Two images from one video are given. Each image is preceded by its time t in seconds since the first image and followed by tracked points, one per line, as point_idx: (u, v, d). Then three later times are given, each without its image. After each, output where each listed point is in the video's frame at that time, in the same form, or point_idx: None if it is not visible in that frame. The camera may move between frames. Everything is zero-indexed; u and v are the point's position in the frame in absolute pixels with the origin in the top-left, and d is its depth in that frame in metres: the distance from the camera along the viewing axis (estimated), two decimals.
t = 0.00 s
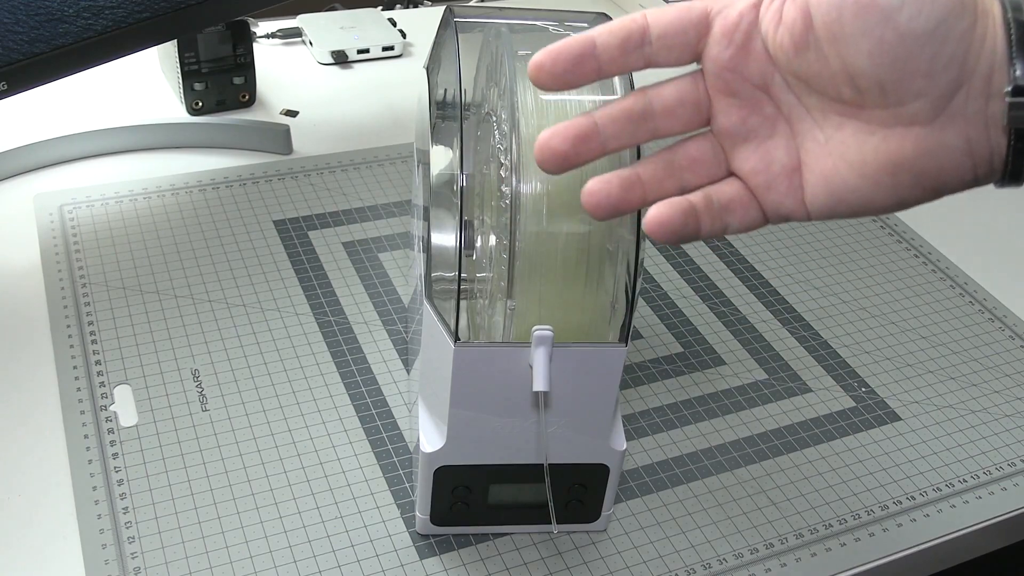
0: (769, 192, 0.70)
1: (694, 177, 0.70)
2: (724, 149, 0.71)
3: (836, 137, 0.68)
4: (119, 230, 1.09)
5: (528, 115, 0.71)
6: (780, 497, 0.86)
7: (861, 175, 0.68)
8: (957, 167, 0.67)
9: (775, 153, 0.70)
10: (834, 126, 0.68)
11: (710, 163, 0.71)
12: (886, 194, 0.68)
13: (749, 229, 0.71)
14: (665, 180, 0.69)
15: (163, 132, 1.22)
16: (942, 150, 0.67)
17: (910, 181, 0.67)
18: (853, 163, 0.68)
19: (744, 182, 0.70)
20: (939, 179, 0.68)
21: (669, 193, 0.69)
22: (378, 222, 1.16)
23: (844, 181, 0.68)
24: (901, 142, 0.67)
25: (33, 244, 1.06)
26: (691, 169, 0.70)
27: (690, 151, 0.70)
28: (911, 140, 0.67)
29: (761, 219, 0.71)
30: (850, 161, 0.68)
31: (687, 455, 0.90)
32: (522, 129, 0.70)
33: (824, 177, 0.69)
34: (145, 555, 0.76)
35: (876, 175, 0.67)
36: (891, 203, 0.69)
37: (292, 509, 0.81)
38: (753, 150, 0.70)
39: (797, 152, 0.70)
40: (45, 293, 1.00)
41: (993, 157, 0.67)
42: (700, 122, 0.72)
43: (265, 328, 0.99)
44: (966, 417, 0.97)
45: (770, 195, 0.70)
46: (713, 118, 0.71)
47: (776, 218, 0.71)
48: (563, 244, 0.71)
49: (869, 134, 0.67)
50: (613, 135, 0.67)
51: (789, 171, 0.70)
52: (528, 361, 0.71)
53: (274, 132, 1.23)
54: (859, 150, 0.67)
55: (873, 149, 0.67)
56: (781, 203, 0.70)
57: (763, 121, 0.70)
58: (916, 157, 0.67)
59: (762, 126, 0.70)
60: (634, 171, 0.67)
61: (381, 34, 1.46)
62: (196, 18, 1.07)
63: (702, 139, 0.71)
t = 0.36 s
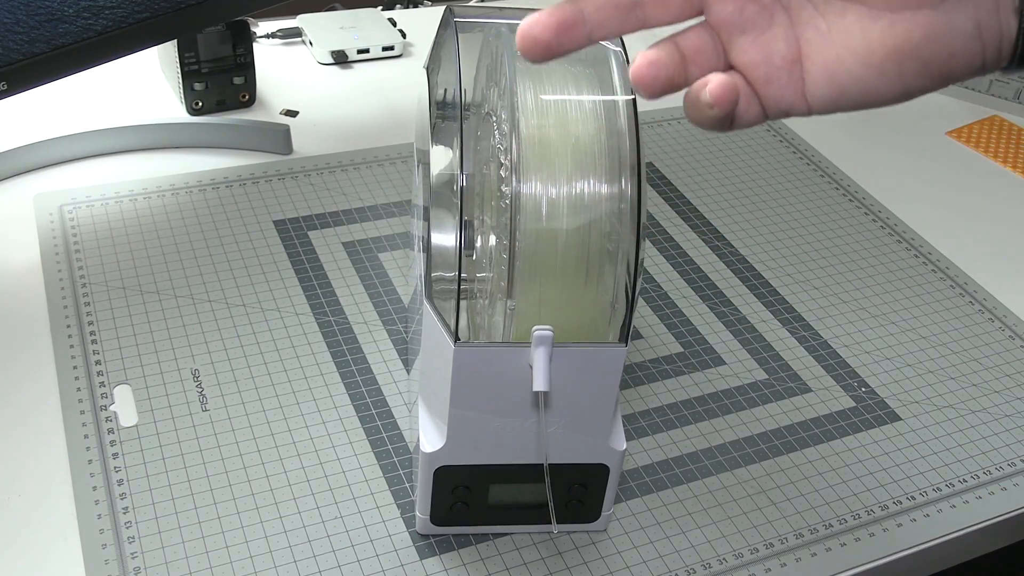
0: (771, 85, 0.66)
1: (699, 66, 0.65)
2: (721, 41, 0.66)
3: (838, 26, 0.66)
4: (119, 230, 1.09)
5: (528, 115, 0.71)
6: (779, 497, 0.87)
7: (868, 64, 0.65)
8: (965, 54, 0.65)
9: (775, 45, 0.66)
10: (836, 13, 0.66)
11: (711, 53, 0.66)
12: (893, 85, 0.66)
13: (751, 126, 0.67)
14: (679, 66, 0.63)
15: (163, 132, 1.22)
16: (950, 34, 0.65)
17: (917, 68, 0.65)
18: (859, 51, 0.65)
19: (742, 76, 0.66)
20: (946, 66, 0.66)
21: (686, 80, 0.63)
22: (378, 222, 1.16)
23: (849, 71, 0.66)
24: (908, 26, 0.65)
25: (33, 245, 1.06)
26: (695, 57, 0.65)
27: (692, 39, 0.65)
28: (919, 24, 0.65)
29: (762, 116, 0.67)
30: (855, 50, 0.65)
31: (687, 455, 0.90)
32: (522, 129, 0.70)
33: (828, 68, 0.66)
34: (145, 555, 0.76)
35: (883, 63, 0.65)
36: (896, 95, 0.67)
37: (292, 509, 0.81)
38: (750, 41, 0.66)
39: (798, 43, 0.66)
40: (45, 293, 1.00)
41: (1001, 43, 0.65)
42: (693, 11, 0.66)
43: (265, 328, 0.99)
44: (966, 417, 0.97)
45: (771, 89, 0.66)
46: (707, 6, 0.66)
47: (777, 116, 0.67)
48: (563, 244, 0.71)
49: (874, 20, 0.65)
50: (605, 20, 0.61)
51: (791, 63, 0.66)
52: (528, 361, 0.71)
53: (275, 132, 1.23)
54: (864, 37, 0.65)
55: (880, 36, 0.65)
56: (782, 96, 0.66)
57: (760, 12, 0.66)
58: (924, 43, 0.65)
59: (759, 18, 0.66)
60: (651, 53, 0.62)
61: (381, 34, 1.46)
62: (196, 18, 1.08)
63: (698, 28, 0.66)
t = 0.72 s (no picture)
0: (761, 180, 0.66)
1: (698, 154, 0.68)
2: (726, 136, 0.69)
3: (831, 131, 0.64)
4: (119, 230, 1.09)
5: (528, 115, 0.71)
6: (780, 497, 0.86)
7: (852, 166, 0.63)
8: (954, 171, 0.60)
9: (772, 145, 0.67)
10: (835, 118, 0.65)
11: (712, 146, 0.69)
12: (880, 191, 0.62)
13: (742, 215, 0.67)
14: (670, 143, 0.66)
15: (163, 132, 1.22)
16: (934, 149, 0.60)
17: (901, 179, 0.61)
18: (845, 160, 0.63)
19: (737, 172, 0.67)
20: (932, 179, 0.61)
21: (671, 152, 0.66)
22: (378, 222, 1.16)
23: (834, 175, 0.63)
24: (896, 137, 0.61)
25: (33, 244, 1.06)
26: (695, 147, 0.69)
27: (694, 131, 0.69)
28: (906, 128, 0.60)
29: (750, 214, 0.67)
30: (843, 155, 0.63)
31: (687, 455, 0.90)
32: (522, 129, 0.70)
33: (815, 171, 0.65)
34: (145, 555, 0.76)
35: (868, 171, 0.62)
36: (884, 204, 0.63)
37: (292, 509, 0.81)
38: (751, 139, 0.68)
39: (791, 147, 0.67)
40: (44, 293, 1.00)
41: (989, 164, 0.60)
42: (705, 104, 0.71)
43: (265, 328, 0.99)
44: (966, 417, 0.97)
45: (761, 186, 0.66)
46: (717, 100, 0.70)
47: (765, 214, 0.67)
48: (564, 244, 0.71)
49: (866, 128, 0.62)
50: (612, 85, 0.66)
51: (783, 165, 0.66)
52: (528, 361, 0.71)
53: (275, 132, 1.23)
54: (855, 144, 0.63)
55: (868, 144, 0.62)
56: (769, 197, 0.66)
57: (766, 111, 0.68)
58: (907, 154, 0.60)
59: (766, 117, 0.68)
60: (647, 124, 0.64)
61: (381, 34, 1.46)
62: (196, 18, 1.08)
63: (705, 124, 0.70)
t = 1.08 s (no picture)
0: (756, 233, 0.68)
1: (673, 218, 0.69)
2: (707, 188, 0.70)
3: (824, 171, 0.66)
4: (119, 231, 1.09)
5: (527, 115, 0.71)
6: (779, 497, 0.86)
7: (854, 204, 0.64)
8: (959, 196, 0.64)
9: (759, 196, 0.68)
10: (825, 159, 0.66)
11: (690, 205, 0.70)
12: (889, 227, 0.64)
13: (732, 277, 0.68)
14: (637, 216, 0.68)
15: (162, 132, 1.22)
16: (939, 176, 0.63)
17: (909, 210, 0.64)
18: (845, 198, 0.65)
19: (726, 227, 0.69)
20: (939, 207, 0.64)
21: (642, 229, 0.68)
22: (378, 222, 1.16)
23: (836, 214, 0.65)
24: (898, 169, 0.63)
25: (33, 244, 1.06)
26: (671, 209, 0.69)
27: (671, 189, 0.70)
28: (906, 161, 0.63)
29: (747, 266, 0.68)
30: (842, 193, 0.65)
31: (687, 455, 0.90)
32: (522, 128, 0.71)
33: (815, 214, 0.66)
34: (145, 555, 0.76)
35: (872, 208, 0.64)
36: (890, 237, 0.65)
37: (293, 509, 0.81)
38: (736, 191, 0.69)
39: (783, 194, 0.68)
40: (44, 293, 0.99)
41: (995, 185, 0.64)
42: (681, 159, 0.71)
43: (265, 328, 0.99)
44: (966, 417, 0.97)
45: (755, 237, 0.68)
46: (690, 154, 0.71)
47: (765, 262, 0.68)
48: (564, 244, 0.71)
49: (862, 163, 0.65)
50: (579, 164, 0.67)
51: (776, 212, 0.68)
52: (528, 361, 0.71)
53: (275, 132, 1.23)
54: (853, 182, 0.65)
55: (867, 180, 0.64)
56: (768, 245, 0.67)
57: (746, 158, 0.69)
58: (912, 186, 0.63)
59: (745, 164, 0.69)
60: (606, 208, 0.67)
61: (381, 34, 1.46)
62: (196, 18, 1.08)
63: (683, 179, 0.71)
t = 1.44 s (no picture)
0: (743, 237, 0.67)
1: (653, 222, 0.68)
2: (699, 187, 0.69)
3: (818, 172, 0.66)
4: (119, 230, 1.09)
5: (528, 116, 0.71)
6: (780, 497, 0.87)
7: (848, 206, 0.64)
8: (959, 198, 0.63)
9: (747, 195, 0.68)
10: (820, 159, 0.66)
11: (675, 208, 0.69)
12: (882, 229, 0.64)
13: (704, 285, 0.68)
14: (609, 222, 0.68)
15: (162, 132, 1.22)
16: (938, 176, 0.63)
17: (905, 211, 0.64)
18: (838, 198, 0.64)
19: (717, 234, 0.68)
20: (936, 211, 0.63)
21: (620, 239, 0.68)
22: (378, 222, 1.16)
23: (829, 217, 0.65)
24: (894, 169, 0.63)
25: (33, 245, 1.06)
26: (652, 213, 0.68)
27: (655, 192, 0.68)
28: (904, 159, 0.63)
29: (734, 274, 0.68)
30: (836, 194, 0.65)
31: (687, 455, 0.90)
32: (521, 127, 0.71)
33: (809, 216, 0.65)
34: (145, 556, 0.76)
35: (865, 210, 0.64)
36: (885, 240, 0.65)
37: (293, 509, 0.81)
38: (727, 193, 0.68)
39: (775, 194, 0.67)
40: (45, 293, 1.00)
41: (994, 188, 0.63)
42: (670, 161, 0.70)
43: (265, 328, 0.99)
44: (966, 417, 0.97)
45: (744, 241, 0.67)
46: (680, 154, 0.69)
47: (753, 267, 0.68)
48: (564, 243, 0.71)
49: (856, 162, 0.64)
50: (563, 162, 0.66)
51: (767, 216, 0.67)
52: (528, 361, 0.71)
53: (275, 132, 1.23)
54: (847, 182, 0.64)
55: (862, 180, 0.64)
56: (756, 247, 0.67)
57: (738, 159, 0.68)
58: (908, 186, 0.63)
59: (738, 165, 0.68)
60: (576, 215, 0.67)
61: (381, 34, 1.46)
62: (196, 18, 1.08)
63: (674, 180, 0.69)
